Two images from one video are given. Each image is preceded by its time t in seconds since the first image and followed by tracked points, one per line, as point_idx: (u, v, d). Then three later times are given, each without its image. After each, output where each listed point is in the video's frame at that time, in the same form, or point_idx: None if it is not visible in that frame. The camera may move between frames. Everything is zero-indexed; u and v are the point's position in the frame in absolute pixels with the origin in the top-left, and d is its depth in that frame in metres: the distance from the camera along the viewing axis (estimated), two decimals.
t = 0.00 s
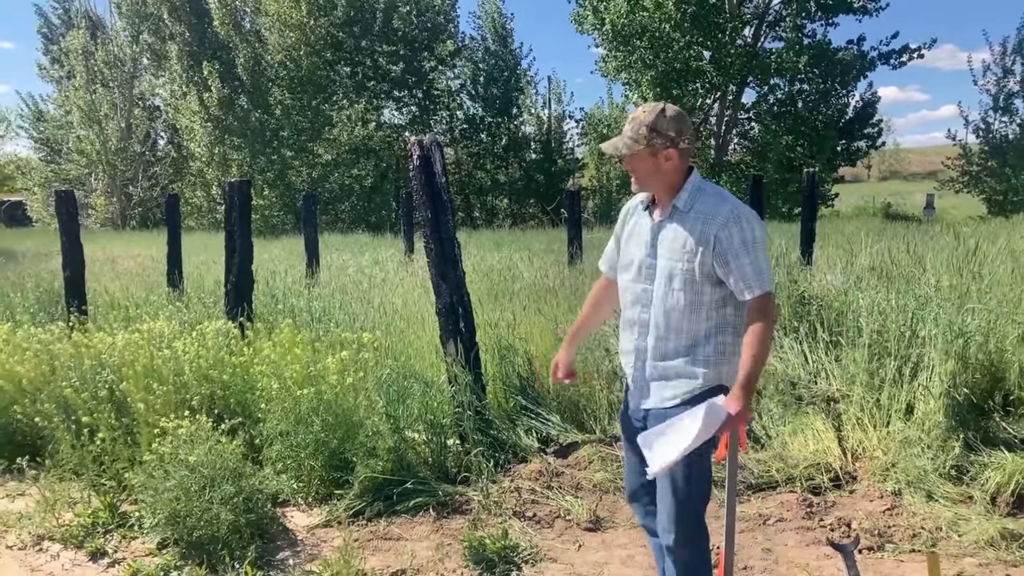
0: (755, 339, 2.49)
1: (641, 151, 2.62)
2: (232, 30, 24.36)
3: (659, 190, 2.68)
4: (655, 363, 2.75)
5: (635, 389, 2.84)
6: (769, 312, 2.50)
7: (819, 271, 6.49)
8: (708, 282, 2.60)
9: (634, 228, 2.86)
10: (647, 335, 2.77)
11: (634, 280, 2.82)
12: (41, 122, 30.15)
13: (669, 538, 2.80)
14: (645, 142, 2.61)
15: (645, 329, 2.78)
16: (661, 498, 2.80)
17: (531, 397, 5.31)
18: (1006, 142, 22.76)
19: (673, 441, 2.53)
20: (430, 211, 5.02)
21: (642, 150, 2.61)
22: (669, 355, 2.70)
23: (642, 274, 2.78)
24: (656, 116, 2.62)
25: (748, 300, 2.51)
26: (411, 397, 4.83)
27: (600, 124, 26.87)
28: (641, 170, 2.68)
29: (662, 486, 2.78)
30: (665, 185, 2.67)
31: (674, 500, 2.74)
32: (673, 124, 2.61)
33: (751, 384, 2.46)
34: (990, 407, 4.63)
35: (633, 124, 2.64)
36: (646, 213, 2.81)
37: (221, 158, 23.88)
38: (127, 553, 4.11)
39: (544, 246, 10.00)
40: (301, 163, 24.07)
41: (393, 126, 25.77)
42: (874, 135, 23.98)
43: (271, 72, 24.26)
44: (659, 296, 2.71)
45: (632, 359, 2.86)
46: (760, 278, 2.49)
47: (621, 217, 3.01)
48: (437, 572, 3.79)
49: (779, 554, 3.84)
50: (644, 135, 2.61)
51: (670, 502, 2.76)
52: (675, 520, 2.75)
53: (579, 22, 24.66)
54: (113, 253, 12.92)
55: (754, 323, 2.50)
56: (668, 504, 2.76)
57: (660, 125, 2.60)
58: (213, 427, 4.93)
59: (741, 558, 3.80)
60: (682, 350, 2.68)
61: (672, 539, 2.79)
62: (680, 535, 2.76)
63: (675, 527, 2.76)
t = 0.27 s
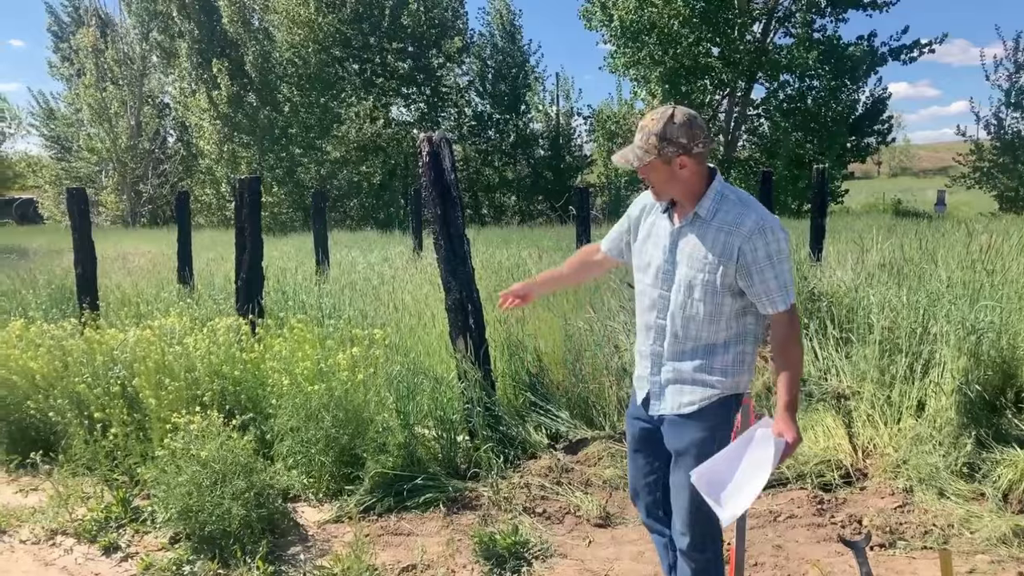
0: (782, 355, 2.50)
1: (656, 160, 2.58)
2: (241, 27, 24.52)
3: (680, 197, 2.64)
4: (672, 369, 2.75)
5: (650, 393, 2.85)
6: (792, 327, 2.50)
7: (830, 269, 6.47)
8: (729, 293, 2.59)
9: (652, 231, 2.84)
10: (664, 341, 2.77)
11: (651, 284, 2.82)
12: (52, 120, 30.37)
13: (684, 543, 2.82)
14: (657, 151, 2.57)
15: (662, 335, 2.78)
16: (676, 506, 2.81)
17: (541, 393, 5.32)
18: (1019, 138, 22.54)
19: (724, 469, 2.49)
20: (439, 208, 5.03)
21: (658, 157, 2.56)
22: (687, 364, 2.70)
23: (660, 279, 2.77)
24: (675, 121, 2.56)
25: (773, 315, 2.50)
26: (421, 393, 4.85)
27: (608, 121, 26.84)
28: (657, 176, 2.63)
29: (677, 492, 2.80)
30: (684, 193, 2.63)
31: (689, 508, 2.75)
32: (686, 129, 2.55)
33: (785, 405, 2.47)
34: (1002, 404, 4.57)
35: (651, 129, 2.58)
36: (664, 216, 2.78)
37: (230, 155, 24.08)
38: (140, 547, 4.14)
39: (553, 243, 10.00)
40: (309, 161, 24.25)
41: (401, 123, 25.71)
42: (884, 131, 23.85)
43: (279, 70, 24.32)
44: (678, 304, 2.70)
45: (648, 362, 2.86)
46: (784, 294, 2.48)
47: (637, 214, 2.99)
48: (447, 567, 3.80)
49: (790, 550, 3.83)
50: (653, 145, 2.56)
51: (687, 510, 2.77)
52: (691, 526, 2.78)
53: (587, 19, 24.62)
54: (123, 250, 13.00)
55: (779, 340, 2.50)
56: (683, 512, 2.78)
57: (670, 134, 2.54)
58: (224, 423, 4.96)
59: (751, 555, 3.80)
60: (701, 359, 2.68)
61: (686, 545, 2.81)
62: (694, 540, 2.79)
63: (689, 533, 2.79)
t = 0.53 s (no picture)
0: (814, 358, 2.52)
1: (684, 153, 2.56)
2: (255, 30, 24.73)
3: (708, 193, 2.62)
4: (697, 368, 2.74)
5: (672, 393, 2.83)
6: (825, 330, 2.51)
7: (844, 270, 6.44)
8: (757, 294, 2.58)
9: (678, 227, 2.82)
10: (687, 340, 2.76)
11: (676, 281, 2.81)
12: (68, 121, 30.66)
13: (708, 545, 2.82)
14: (689, 142, 2.54)
15: (686, 334, 2.77)
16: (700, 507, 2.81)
17: (554, 395, 5.32)
18: None
19: (752, 478, 2.53)
20: (453, 209, 5.05)
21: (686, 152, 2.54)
22: (713, 364, 2.70)
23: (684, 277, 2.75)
24: (707, 115, 2.53)
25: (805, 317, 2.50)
26: (435, 394, 4.88)
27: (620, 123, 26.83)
28: (686, 171, 2.61)
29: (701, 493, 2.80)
30: (712, 188, 2.61)
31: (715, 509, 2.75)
32: (721, 121, 2.53)
33: (820, 410, 2.50)
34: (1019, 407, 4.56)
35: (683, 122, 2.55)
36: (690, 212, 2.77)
37: (243, 157, 24.20)
38: (157, 545, 4.17)
39: (565, 244, 10.02)
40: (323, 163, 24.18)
41: (414, 125, 25.89)
42: (898, 133, 23.71)
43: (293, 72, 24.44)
44: (704, 303, 2.68)
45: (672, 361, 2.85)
46: (816, 296, 2.48)
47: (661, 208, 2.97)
48: (461, 568, 3.81)
49: (805, 554, 3.82)
50: (687, 134, 2.54)
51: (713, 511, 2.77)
52: (716, 527, 2.78)
53: (599, 21, 24.63)
54: (138, 251, 13.12)
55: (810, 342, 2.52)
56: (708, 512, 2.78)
57: (705, 123, 2.52)
58: (240, 422, 4.99)
59: (766, 557, 3.79)
60: (728, 359, 2.67)
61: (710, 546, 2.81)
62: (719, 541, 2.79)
63: (715, 533, 2.79)
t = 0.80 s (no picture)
0: (837, 358, 2.51)
1: (735, 141, 2.53)
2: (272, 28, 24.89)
3: (744, 184, 2.60)
4: (720, 364, 2.72)
5: (692, 388, 2.81)
6: (849, 329, 2.50)
7: (865, 268, 6.38)
8: (784, 291, 2.57)
9: (700, 220, 2.78)
10: (709, 335, 2.74)
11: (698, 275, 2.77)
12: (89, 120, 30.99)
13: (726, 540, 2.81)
14: (748, 129, 2.52)
15: (709, 329, 2.74)
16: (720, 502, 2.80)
17: (571, 393, 5.33)
18: None
19: (767, 463, 2.53)
20: (470, 207, 5.05)
21: (739, 140, 2.52)
22: (738, 359, 2.68)
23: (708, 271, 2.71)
24: (755, 105, 2.53)
25: (832, 316, 2.50)
26: (452, 391, 4.91)
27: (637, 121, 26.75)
28: (726, 161, 2.59)
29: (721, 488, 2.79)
30: (747, 180, 2.60)
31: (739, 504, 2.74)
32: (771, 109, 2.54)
33: (842, 410, 2.46)
34: None
35: (731, 109, 2.53)
36: (716, 205, 2.73)
37: (261, 154, 24.37)
38: (178, 539, 4.21)
39: (582, 242, 10.01)
40: (339, 160, 24.28)
41: (430, 123, 25.85)
42: (919, 130, 23.45)
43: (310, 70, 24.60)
44: (730, 299, 2.66)
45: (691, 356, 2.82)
46: (844, 295, 2.48)
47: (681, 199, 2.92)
48: (480, 564, 3.83)
49: (824, 553, 3.80)
50: (748, 118, 2.51)
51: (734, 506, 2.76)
52: (735, 523, 2.77)
53: (616, 18, 24.57)
54: (158, 248, 13.26)
55: (835, 342, 2.50)
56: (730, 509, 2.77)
57: (761, 110, 2.53)
58: (260, 418, 5.03)
59: (785, 556, 3.77)
60: (752, 356, 2.67)
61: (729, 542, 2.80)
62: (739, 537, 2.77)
63: (734, 530, 2.78)
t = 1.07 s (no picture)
0: (855, 357, 2.50)
1: (765, 142, 2.49)
2: (290, 29, 25.23)
3: (760, 187, 2.54)
4: (735, 373, 2.65)
5: (705, 399, 2.71)
6: (861, 330, 2.49)
7: (885, 269, 6.33)
8: (799, 294, 2.54)
9: (708, 226, 2.68)
10: (723, 344, 2.66)
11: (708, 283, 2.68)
12: (111, 122, 31.41)
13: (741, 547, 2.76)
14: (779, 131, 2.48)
15: (723, 338, 2.65)
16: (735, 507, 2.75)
17: (588, 393, 5.31)
18: None
19: (785, 461, 2.49)
20: (488, 207, 5.07)
21: (769, 141, 2.48)
22: (753, 367, 2.62)
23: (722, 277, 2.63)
24: (777, 107, 2.50)
25: (845, 317, 2.49)
26: (469, 390, 4.93)
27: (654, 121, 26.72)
28: (746, 163, 2.53)
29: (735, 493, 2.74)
30: (762, 186, 2.54)
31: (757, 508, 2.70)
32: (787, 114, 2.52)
33: (857, 408, 2.47)
34: None
35: (761, 111, 2.50)
36: (725, 210, 2.65)
37: (280, 155, 24.63)
38: (199, 536, 4.26)
39: (599, 242, 10.01)
40: (357, 161, 24.52)
41: (446, 124, 25.65)
42: (941, 130, 23.19)
43: (328, 71, 24.75)
44: (745, 305, 2.59)
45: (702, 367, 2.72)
46: (857, 296, 2.47)
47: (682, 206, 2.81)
48: (498, 563, 3.84)
49: (844, 555, 3.77)
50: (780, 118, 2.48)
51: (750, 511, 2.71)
52: (752, 529, 2.72)
53: (633, 18, 24.54)
54: (179, 248, 13.42)
55: (848, 344, 2.49)
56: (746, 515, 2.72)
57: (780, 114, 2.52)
58: (279, 417, 5.07)
59: (805, 558, 3.75)
60: (766, 361, 2.62)
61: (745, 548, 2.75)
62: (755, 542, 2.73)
63: (751, 535, 2.73)
